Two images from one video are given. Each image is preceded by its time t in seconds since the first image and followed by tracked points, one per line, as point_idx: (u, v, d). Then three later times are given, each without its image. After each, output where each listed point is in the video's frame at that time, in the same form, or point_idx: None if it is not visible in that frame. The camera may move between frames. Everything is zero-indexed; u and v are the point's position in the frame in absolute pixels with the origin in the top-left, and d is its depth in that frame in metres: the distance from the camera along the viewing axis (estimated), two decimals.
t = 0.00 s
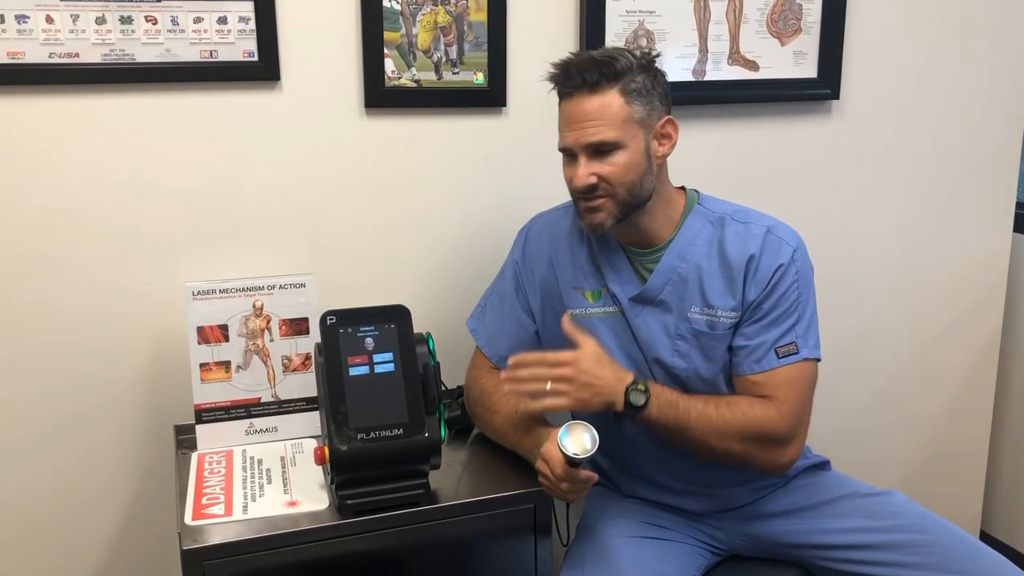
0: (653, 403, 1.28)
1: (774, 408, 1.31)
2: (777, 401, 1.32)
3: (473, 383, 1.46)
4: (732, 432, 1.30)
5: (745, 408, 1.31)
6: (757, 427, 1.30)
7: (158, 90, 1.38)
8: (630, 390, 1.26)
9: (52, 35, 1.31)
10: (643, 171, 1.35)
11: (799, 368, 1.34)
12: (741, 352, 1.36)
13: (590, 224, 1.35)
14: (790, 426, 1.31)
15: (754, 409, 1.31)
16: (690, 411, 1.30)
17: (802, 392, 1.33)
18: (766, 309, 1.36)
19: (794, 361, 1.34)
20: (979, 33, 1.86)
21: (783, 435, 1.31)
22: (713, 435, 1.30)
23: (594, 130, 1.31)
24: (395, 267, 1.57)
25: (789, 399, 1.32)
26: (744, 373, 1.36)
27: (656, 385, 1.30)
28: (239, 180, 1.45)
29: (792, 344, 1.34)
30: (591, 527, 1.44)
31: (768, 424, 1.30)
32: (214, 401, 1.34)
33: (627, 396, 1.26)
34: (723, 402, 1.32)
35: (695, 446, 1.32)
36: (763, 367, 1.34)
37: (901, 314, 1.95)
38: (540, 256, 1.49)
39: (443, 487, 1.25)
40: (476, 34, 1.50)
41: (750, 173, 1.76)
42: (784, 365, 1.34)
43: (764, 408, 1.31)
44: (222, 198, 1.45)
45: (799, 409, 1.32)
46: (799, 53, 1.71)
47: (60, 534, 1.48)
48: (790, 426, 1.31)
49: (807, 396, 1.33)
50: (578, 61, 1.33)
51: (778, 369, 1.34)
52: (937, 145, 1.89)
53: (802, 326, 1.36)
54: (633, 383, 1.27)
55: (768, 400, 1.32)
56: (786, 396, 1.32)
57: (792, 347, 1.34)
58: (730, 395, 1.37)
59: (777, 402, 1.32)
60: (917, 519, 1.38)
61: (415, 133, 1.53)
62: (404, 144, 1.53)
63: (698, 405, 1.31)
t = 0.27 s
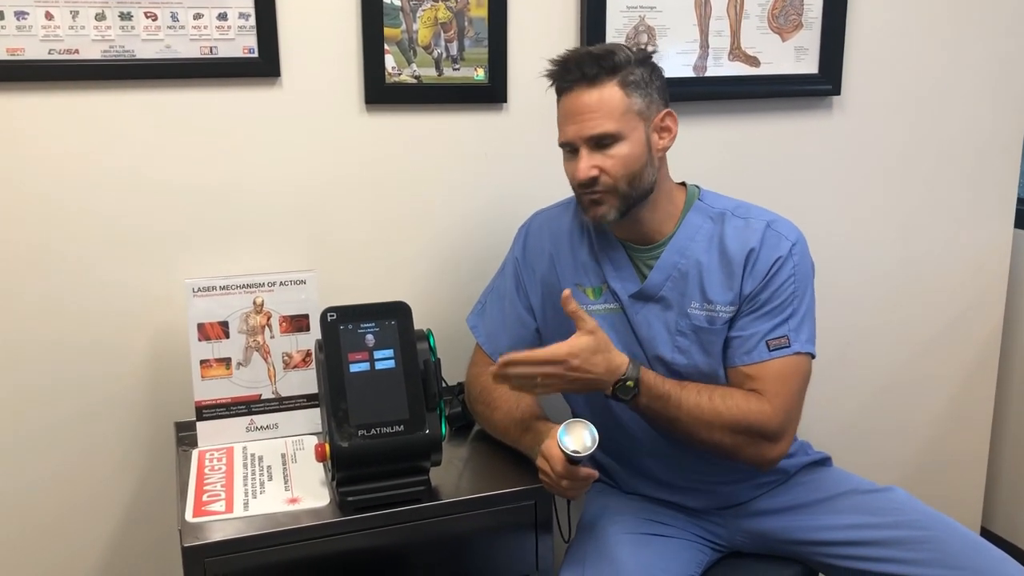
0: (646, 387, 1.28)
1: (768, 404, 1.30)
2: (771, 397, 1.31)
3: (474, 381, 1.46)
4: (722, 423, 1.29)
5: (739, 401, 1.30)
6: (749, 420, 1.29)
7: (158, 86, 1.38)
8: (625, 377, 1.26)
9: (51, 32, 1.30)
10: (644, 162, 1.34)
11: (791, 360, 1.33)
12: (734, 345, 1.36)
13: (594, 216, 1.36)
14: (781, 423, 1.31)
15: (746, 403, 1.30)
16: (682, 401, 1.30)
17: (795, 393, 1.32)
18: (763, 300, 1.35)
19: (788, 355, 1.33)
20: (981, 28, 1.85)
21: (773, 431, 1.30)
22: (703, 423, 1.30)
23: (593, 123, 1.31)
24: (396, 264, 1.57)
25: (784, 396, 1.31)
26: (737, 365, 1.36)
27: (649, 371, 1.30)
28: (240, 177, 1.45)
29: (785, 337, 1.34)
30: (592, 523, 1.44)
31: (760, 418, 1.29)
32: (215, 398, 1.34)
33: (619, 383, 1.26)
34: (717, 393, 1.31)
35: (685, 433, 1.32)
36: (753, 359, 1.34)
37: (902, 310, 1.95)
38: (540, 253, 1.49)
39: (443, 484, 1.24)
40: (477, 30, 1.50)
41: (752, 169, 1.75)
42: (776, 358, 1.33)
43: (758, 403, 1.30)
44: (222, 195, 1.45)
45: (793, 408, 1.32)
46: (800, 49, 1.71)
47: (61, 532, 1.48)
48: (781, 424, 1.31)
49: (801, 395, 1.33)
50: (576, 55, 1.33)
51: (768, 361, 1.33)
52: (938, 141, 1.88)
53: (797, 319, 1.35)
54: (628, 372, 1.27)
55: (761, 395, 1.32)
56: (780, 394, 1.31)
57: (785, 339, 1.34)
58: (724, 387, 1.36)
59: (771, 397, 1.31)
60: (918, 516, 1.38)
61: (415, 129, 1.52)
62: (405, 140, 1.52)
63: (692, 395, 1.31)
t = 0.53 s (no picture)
0: (635, 408, 1.30)
1: (761, 404, 1.31)
2: (763, 397, 1.31)
3: (474, 379, 1.46)
4: (719, 430, 1.30)
5: (732, 406, 1.31)
6: (744, 423, 1.30)
7: (158, 84, 1.37)
8: (613, 395, 1.29)
9: (51, 29, 1.30)
10: (653, 150, 1.35)
11: (791, 360, 1.33)
12: (734, 345, 1.37)
13: (605, 204, 1.34)
14: (778, 422, 1.31)
15: (739, 406, 1.31)
16: (674, 413, 1.31)
17: (791, 388, 1.32)
18: (763, 301, 1.35)
19: (789, 355, 1.34)
20: (981, 25, 1.85)
21: (771, 430, 1.31)
22: (700, 434, 1.30)
23: (604, 108, 1.31)
24: (396, 262, 1.57)
25: (776, 394, 1.32)
26: (736, 366, 1.36)
27: (639, 393, 1.31)
28: (240, 175, 1.45)
29: (786, 337, 1.34)
30: (592, 521, 1.44)
31: (755, 420, 1.30)
32: (215, 396, 1.34)
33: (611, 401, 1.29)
34: (708, 401, 1.32)
35: (682, 447, 1.33)
36: (754, 360, 1.34)
37: (903, 308, 1.95)
38: (540, 252, 1.49)
39: (444, 481, 1.24)
40: (477, 27, 1.50)
41: (752, 166, 1.75)
42: (777, 358, 1.34)
43: (750, 405, 1.31)
44: (222, 192, 1.44)
45: (788, 404, 1.32)
46: (800, 46, 1.71)
47: (62, 530, 1.48)
48: (778, 422, 1.31)
49: (797, 389, 1.33)
50: (582, 46, 1.34)
51: (769, 362, 1.34)
52: (938, 138, 1.88)
53: (798, 319, 1.35)
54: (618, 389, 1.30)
55: (754, 396, 1.32)
56: (773, 391, 1.32)
57: (786, 339, 1.34)
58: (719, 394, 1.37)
59: (763, 398, 1.32)
60: (918, 513, 1.38)
61: (415, 126, 1.52)
62: (405, 138, 1.52)
63: (683, 407, 1.32)
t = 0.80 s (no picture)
0: (627, 419, 1.31)
1: (752, 408, 1.32)
2: (754, 401, 1.33)
3: (474, 378, 1.46)
4: (712, 436, 1.31)
5: (723, 411, 1.32)
6: (736, 428, 1.31)
7: (157, 83, 1.37)
8: (607, 403, 1.30)
9: (50, 28, 1.30)
10: (657, 151, 1.35)
11: (790, 362, 1.34)
12: (734, 346, 1.37)
13: (610, 205, 1.34)
14: (770, 424, 1.32)
15: (731, 411, 1.32)
16: (666, 421, 1.32)
17: (785, 387, 1.33)
18: (762, 302, 1.35)
19: (789, 356, 1.34)
20: (980, 23, 1.85)
21: (764, 433, 1.32)
22: (693, 441, 1.31)
23: (612, 108, 1.31)
24: (395, 260, 1.57)
25: (768, 397, 1.33)
26: (736, 367, 1.36)
27: (630, 405, 1.33)
28: (239, 174, 1.45)
29: (786, 338, 1.34)
30: (591, 520, 1.44)
31: (747, 424, 1.31)
32: (214, 395, 1.34)
33: (605, 407, 1.30)
34: (700, 408, 1.34)
35: (676, 455, 1.34)
36: (755, 362, 1.34)
37: (902, 306, 1.95)
38: (539, 250, 1.49)
39: (443, 480, 1.24)
40: (476, 26, 1.50)
41: (751, 165, 1.75)
42: (777, 360, 1.34)
43: (741, 409, 1.32)
44: (221, 192, 1.44)
45: (781, 406, 1.33)
46: (799, 45, 1.71)
47: (62, 529, 1.48)
48: (771, 424, 1.32)
49: (790, 389, 1.34)
50: (589, 44, 1.33)
51: (769, 364, 1.34)
52: (937, 137, 1.88)
53: (797, 320, 1.35)
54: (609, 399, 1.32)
55: (746, 400, 1.33)
56: (765, 394, 1.33)
57: (786, 341, 1.34)
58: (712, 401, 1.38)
59: (754, 401, 1.33)
60: (917, 512, 1.39)
61: (414, 125, 1.52)
62: (404, 137, 1.52)
63: (676, 415, 1.33)
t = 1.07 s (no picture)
0: (628, 420, 1.31)
1: (753, 407, 1.32)
2: (754, 401, 1.33)
3: (473, 379, 1.46)
4: (713, 436, 1.31)
5: (723, 411, 1.33)
6: (737, 427, 1.31)
7: (155, 84, 1.37)
8: (607, 403, 1.30)
9: (49, 29, 1.30)
10: (664, 151, 1.36)
11: (791, 361, 1.34)
12: (734, 345, 1.37)
13: (617, 202, 1.34)
14: (772, 423, 1.32)
15: (732, 411, 1.32)
16: (667, 421, 1.32)
17: (785, 387, 1.33)
18: (762, 301, 1.36)
19: (789, 355, 1.34)
20: (977, 24, 1.85)
21: (765, 433, 1.32)
22: (695, 441, 1.32)
23: (622, 105, 1.31)
24: (394, 261, 1.57)
25: (768, 396, 1.33)
26: (736, 366, 1.37)
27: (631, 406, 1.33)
28: (238, 174, 1.45)
29: (786, 337, 1.35)
30: (590, 520, 1.44)
31: (748, 424, 1.31)
32: (213, 395, 1.34)
33: (605, 409, 1.30)
34: (700, 409, 1.34)
35: (677, 455, 1.34)
36: (756, 360, 1.35)
37: (900, 306, 1.95)
38: (538, 250, 1.49)
39: (442, 481, 1.25)
40: (475, 27, 1.50)
41: (749, 165, 1.76)
42: (777, 359, 1.34)
43: (742, 409, 1.32)
44: (219, 192, 1.44)
45: (782, 405, 1.33)
46: (797, 45, 1.71)
47: (61, 530, 1.48)
48: (772, 424, 1.32)
49: (791, 388, 1.34)
50: (598, 41, 1.33)
51: (770, 363, 1.34)
52: (935, 137, 1.88)
53: (797, 319, 1.36)
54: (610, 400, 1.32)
55: (747, 400, 1.34)
56: (765, 393, 1.33)
57: (786, 340, 1.35)
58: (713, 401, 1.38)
59: (754, 401, 1.33)
60: (916, 511, 1.39)
61: (413, 126, 1.52)
62: (403, 137, 1.52)
63: (676, 416, 1.33)
